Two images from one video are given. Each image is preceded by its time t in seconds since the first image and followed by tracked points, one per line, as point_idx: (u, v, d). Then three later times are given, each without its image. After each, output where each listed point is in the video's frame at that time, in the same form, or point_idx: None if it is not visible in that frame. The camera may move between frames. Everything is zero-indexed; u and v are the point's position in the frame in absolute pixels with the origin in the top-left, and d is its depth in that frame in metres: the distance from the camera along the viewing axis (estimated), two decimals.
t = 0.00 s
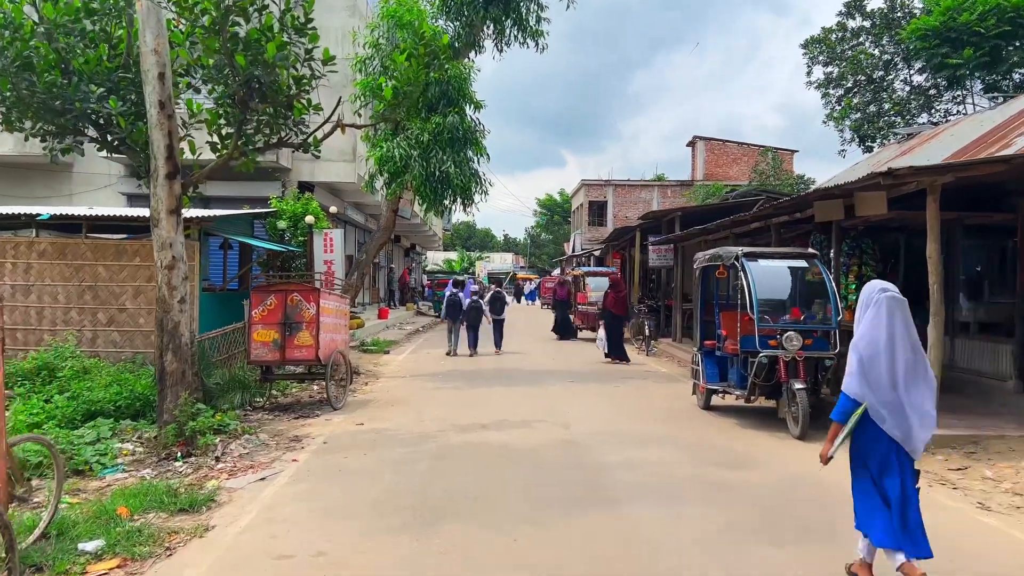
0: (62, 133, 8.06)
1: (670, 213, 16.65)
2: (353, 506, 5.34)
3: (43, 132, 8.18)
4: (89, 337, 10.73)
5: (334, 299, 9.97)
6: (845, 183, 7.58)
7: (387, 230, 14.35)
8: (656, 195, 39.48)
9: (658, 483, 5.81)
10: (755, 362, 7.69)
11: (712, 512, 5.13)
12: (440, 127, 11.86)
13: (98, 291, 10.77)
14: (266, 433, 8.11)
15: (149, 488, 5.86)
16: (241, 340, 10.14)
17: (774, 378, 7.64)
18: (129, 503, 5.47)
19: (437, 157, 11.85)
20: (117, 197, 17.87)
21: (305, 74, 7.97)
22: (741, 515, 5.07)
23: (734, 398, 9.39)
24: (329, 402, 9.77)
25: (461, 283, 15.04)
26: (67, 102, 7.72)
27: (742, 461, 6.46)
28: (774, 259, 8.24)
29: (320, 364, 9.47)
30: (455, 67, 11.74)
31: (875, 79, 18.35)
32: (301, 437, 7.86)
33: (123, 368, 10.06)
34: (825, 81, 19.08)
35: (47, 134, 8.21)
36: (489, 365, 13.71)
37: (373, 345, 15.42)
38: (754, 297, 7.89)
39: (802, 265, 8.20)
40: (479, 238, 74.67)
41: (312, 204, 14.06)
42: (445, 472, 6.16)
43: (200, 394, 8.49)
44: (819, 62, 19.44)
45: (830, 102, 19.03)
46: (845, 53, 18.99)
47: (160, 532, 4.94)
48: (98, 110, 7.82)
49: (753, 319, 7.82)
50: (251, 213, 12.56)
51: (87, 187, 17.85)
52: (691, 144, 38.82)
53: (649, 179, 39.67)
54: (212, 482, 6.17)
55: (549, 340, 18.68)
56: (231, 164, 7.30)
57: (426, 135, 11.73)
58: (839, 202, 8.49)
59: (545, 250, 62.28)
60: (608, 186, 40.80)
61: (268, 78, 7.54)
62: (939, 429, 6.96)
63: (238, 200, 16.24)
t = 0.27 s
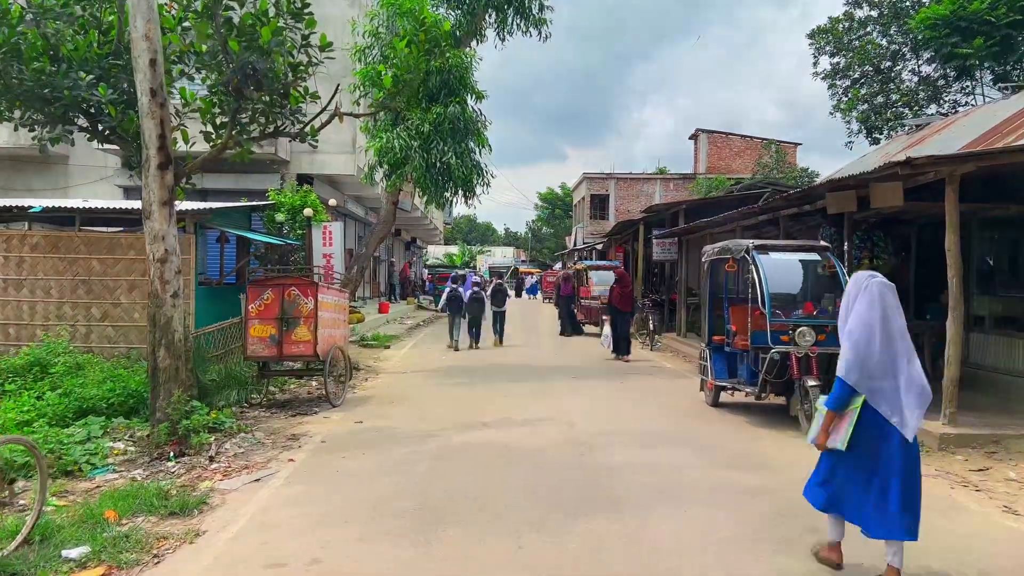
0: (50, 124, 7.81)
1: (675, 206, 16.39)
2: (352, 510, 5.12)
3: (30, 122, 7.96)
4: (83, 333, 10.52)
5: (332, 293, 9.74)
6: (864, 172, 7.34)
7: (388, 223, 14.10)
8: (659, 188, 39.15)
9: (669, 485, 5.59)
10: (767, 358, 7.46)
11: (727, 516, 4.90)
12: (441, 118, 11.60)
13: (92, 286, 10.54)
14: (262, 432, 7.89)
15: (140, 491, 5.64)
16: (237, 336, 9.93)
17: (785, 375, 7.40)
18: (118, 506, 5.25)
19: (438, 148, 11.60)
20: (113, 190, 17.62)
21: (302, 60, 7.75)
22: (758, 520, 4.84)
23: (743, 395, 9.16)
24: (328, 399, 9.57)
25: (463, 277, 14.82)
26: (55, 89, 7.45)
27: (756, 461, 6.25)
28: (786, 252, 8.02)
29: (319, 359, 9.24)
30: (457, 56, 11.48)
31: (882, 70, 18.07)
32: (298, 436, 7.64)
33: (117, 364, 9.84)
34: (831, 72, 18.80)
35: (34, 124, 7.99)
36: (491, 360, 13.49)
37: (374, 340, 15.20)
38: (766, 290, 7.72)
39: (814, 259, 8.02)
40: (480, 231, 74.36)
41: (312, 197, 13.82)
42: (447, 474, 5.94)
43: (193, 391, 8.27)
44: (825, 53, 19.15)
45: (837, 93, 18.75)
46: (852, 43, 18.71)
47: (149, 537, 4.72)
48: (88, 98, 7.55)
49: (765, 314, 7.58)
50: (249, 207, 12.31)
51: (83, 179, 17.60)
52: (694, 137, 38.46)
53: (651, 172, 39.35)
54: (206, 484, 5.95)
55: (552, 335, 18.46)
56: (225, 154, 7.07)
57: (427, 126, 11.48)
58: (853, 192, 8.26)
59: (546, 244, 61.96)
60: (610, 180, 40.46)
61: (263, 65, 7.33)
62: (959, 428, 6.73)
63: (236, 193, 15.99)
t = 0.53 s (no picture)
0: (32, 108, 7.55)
1: (678, 196, 16.08)
2: (344, 514, 4.84)
3: (9, 105, 7.65)
4: (71, 325, 10.21)
5: (326, 284, 9.45)
6: (880, 156, 7.05)
7: (384, 213, 13.78)
8: (659, 179, 38.79)
9: (679, 487, 5.31)
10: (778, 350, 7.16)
11: (741, 520, 4.64)
12: (439, 103, 11.28)
13: (80, 277, 10.23)
14: (253, 428, 7.60)
15: (120, 491, 5.35)
16: (228, 328, 9.65)
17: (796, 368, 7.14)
18: (96, 509, 4.97)
19: (436, 135, 11.27)
20: (105, 179, 17.28)
21: (292, 41, 7.46)
22: (773, 524, 4.58)
23: (749, 389, 8.89)
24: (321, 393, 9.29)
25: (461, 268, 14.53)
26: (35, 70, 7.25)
27: (767, 460, 5.99)
28: (797, 241, 7.73)
29: (312, 352, 8.95)
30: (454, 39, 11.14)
31: (889, 57, 17.72)
32: (290, 432, 7.35)
33: (105, 357, 9.55)
34: (836, 59, 18.45)
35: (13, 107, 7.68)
36: (490, 353, 13.24)
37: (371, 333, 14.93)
38: (777, 281, 7.43)
39: (827, 249, 7.75)
40: (479, 223, 74.00)
41: (306, 185, 13.49)
42: (444, 474, 5.66)
43: (181, 386, 7.97)
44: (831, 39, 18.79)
45: (843, 81, 18.40)
46: (858, 29, 18.35)
47: (128, 544, 4.43)
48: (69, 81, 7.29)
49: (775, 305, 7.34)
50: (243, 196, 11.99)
51: (74, 168, 17.26)
52: (695, 127, 38.07)
53: (651, 163, 38.98)
54: (190, 484, 5.67)
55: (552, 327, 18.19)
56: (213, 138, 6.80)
57: (425, 112, 11.16)
58: (867, 179, 7.95)
59: (545, 235, 61.60)
60: (610, 170, 40.09)
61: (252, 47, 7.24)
62: (979, 424, 6.48)
63: (229, 181, 15.65)
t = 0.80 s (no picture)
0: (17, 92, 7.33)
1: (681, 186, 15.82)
2: (339, 516, 4.68)
3: None
4: (61, 318, 9.96)
5: (323, 276, 9.18)
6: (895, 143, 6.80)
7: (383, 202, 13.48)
8: (660, 169, 38.48)
9: (689, 490, 5.18)
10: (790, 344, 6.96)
11: (753, 527, 4.51)
12: (439, 90, 11.02)
13: (71, 268, 10.01)
14: (247, 424, 7.37)
15: (106, 491, 5.14)
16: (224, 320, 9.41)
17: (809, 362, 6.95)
18: (80, 510, 4.76)
19: (435, 123, 11.11)
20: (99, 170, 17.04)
21: (286, 24, 7.27)
22: (787, 532, 4.46)
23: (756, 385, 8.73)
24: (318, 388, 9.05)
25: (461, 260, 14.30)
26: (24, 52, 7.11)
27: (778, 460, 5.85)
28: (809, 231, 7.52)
29: (308, 346, 8.71)
30: (455, 23, 10.69)
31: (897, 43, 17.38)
32: (285, 429, 7.14)
33: (97, 351, 9.32)
34: (843, 45, 18.11)
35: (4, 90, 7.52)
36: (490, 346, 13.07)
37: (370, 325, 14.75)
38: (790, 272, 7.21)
39: (840, 238, 7.53)
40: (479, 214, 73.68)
41: (303, 175, 13.22)
42: (441, 473, 5.51)
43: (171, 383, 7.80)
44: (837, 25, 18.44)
45: (849, 68, 18.08)
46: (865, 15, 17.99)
47: (111, 551, 4.21)
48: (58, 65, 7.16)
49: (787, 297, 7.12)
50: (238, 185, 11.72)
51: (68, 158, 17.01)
52: (697, 116, 37.70)
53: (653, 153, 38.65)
54: (180, 484, 5.45)
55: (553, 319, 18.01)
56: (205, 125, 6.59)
57: (424, 99, 10.92)
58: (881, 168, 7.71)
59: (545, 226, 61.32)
60: (611, 160, 39.77)
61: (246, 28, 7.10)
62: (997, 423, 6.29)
63: (224, 173, 15.36)
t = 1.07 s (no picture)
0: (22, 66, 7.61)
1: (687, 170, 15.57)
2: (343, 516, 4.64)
3: (4, 77, 7.73)
4: (52, 306, 9.67)
5: (321, 262, 8.85)
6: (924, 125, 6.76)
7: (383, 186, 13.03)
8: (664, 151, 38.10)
9: (694, 494, 5.29)
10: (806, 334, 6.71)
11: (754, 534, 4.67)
12: (441, 72, 10.53)
13: (62, 255, 9.70)
14: (242, 417, 7.11)
15: (90, 491, 4.87)
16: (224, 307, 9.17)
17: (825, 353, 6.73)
18: (60, 513, 4.50)
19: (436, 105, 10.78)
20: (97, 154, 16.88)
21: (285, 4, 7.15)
22: (788, 539, 4.60)
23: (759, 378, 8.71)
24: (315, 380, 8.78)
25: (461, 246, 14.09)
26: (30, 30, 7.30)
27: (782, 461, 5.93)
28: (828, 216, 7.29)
29: (306, 337, 8.44)
30: None
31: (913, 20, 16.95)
32: (280, 422, 6.88)
33: (90, 341, 9.03)
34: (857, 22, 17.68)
35: (11, 79, 7.83)
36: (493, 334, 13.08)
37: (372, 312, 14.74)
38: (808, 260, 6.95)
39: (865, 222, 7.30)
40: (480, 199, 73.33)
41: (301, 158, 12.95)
42: (444, 470, 5.51)
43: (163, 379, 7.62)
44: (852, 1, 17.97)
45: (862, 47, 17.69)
46: None
47: (95, 555, 3.98)
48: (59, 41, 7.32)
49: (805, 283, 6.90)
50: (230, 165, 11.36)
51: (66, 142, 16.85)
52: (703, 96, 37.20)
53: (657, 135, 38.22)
54: (169, 482, 5.19)
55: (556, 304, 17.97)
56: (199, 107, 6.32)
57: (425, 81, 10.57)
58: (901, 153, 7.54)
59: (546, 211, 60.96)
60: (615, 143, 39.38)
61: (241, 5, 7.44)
62: None
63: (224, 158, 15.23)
